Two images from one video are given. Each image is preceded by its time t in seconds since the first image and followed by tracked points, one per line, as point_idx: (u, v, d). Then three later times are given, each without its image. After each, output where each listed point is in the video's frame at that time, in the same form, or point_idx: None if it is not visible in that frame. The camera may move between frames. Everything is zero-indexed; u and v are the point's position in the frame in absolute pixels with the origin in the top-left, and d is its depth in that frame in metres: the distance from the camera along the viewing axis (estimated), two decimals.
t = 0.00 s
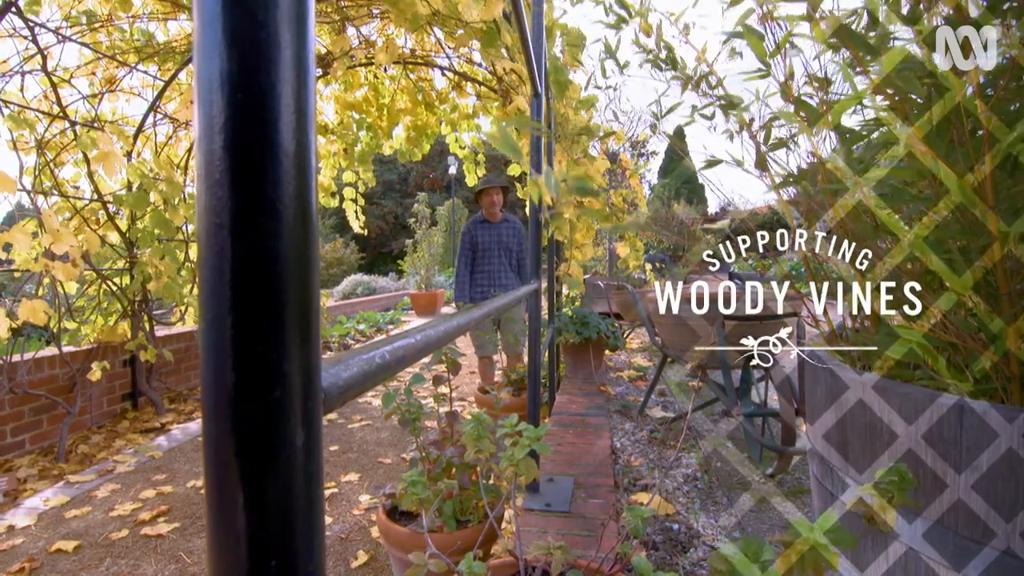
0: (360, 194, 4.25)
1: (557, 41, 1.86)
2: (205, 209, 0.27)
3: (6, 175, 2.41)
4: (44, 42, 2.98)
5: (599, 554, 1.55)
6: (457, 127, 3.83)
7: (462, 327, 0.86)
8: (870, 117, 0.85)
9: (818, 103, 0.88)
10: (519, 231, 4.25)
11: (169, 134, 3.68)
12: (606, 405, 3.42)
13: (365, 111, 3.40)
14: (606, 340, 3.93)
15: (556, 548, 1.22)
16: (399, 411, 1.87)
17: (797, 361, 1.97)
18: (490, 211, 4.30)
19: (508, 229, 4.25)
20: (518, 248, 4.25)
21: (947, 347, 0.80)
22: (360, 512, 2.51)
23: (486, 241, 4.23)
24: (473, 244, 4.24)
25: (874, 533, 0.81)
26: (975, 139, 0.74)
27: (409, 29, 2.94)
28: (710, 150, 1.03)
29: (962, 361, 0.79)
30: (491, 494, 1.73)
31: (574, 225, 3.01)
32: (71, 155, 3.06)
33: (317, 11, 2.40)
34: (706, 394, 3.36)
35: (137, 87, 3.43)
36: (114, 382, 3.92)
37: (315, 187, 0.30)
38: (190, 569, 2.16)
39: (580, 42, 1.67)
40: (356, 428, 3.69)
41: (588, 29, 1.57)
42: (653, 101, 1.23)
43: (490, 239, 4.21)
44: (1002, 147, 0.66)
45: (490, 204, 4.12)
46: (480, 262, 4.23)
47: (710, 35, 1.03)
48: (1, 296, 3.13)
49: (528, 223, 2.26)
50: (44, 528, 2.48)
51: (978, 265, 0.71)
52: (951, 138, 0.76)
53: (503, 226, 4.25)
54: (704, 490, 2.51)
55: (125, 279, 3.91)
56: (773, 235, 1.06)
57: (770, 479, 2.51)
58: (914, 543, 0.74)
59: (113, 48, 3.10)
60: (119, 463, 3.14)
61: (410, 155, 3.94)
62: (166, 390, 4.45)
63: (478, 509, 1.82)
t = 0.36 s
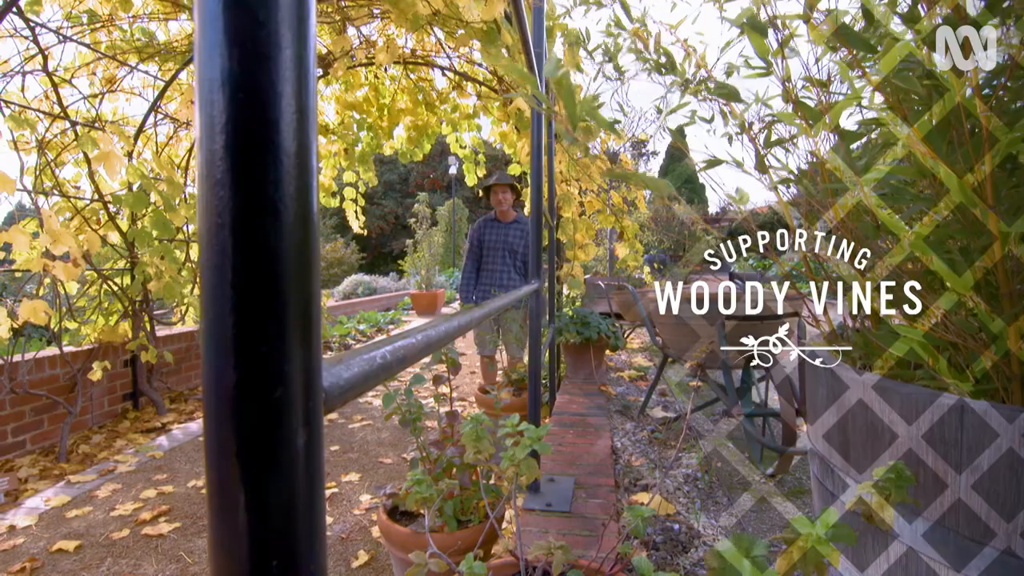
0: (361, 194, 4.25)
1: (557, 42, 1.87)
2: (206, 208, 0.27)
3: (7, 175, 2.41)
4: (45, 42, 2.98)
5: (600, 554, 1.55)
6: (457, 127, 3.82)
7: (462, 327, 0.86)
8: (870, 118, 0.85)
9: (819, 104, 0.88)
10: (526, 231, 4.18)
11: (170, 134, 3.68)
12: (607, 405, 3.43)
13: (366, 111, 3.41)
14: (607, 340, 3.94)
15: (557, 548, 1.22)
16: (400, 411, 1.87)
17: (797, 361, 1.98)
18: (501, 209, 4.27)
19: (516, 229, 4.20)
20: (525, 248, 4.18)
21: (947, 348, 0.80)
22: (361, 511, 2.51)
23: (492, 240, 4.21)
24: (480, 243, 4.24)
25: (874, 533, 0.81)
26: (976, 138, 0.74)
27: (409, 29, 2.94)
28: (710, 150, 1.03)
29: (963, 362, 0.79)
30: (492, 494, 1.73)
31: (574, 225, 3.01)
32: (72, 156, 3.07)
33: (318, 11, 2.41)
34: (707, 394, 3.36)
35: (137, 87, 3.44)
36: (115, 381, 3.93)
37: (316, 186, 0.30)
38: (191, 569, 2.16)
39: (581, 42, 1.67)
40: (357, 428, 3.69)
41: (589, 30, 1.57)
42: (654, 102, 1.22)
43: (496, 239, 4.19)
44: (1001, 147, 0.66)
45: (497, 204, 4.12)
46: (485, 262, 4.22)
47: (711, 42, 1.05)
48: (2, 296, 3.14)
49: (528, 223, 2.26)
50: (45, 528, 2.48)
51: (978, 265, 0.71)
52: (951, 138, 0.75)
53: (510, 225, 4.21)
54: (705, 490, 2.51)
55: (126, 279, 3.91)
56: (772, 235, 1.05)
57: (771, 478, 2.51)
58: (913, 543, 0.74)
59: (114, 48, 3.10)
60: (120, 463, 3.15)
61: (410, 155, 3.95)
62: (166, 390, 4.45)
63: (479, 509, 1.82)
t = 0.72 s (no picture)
0: (362, 194, 4.26)
1: (558, 41, 1.87)
2: (209, 208, 0.27)
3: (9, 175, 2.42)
4: (47, 42, 2.99)
5: (602, 554, 1.55)
6: (458, 127, 3.82)
7: (464, 326, 0.85)
8: (872, 117, 0.85)
9: (820, 101, 0.88)
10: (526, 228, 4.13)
11: (172, 134, 3.69)
12: (608, 405, 3.43)
13: (368, 111, 3.42)
14: (608, 340, 3.94)
15: (558, 548, 1.22)
16: (401, 411, 1.87)
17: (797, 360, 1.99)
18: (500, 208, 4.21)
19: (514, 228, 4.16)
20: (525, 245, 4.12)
21: (950, 348, 0.79)
22: (362, 511, 2.51)
23: (491, 240, 4.17)
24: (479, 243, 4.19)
25: (876, 533, 0.81)
26: (978, 137, 0.73)
27: (410, 29, 2.94)
28: (710, 147, 1.02)
29: (965, 361, 0.79)
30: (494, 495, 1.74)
31: (574, 224, 3.00)
32: (74, 156, 3.07)
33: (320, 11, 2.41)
34: (708, 394, 3.36)
35: (139, 87, 3.44)
36: (117, 381, 3.94)
37: (318, 186, 0.30)
38: (193, 569, 2.16)
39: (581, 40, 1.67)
40: (358, 428, 3.69)
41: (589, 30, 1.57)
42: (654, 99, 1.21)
43: (496, 238, 4.14)
44: (1002, 148, 0.66)
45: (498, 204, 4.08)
46: (484, 261, 4.17)
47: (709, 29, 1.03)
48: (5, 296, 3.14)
49: (529, 223, 2.26)
50: (47, 528, 2.49)
51: (981, 265, 0.71)
52: (954, 137, 0.75)
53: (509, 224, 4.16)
54: (706, 490, 2.51)
55: (128, 279, 3.92)
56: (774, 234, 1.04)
57: (772, 479, 2.51)
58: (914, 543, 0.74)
59: (115, 47, 3.11)
60: (122, 462, 3.15)
61: (411, 155, 3.95)
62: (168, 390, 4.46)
63: (480, 509, 1.83)
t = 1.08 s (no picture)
0: (367, 194, 4.27)
1: (562, 40, 1.87)
2: (218, 208, 0.27)
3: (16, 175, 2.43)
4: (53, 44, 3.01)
5: (607, 554, 1.55)
6: (462, 127, 3.83)
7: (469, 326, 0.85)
8: (879, 115, 0.85)
9: (827, 98, 0.87)
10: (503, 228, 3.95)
11: (177, 135, 3.70)
12: (612, 405, 3.42)
13: (372, 111, 3.42)
14: (612, 340, 3.94)
15: (563, 548, 1.22)
16: (406, 411, 1.88)
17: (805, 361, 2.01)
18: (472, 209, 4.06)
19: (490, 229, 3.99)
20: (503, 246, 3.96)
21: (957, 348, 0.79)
22: (366, 511, 2.52)
23: (466, 242, 3.99)
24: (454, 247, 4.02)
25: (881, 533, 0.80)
26: (987, 136, 0.73)
27: (414, 30, 2.95)
28: (716, 141, 1.02)
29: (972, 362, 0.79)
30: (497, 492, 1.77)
31: (578, 224, 3.00)
32: (80, 156, 3.09)
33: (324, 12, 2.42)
34: (713, 394, 3.36)
35: (144, 88, 3.46)
36: (123, 381, 3.95)
37: (325, 186, 0.30)
38: (198, 569, 2.17)
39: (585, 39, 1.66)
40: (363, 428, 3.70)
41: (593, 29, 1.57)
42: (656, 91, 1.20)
43: (471, 240, 3.96)
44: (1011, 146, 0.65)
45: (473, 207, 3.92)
46: (460, 266, 4.00)
47: (714, 15, 1.01)
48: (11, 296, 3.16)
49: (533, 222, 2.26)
50: (53, 526, 2.50)
51: (989, 265, 0.71)
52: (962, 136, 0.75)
53: (485, 225, 3.98)
54: (711, 491, 2.50)
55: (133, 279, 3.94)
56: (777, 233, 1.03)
57: (778, 479, 2.50)
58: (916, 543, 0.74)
59: (120, 48, 3.12)
60: (128, 461, 3.17)
61: (415, 155, 3.96)
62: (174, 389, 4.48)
63: (485, 509, 1.83)
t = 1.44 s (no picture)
0: (382, 195, 4.30)
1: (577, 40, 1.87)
2: (248, 210, 0.27)
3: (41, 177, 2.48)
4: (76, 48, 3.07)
5: (623, 556, 1.55)
6: (476, 128, 3.83)
7: (488, 326, 0.85)
8: (901, 113, 0.83)
9: (853, 95, 0.83)
10: (483, 226, 3.94)
11: (196, 137, 3.76)
12: (627, 406, 3.41)
13: (386, 112, 3.44)
14: (627, 341, 3.92)
15: (580, 549, 1.21)
16: (421, 410, 1.89)
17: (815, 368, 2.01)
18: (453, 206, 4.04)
19: (470, 226, 3.97)
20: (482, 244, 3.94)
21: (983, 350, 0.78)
22: (382, 509, 2.53)
23: (445, 238, 3.98)
24: (432, 243, 4.01)
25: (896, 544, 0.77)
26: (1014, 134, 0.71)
27: (428, 31, 2.95)
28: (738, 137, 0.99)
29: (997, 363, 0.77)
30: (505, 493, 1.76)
31: (592, 224, 2.99)
32: (103, 158, 3.15)
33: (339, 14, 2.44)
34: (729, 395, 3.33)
35: (164, 91, 3.53)
36: (143, 379, 4.01)
37: (353, 186, 0.30)
38: (217, 565, 2.19)
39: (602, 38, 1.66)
40: (378, 427, 3.72)
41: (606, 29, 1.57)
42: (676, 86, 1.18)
43: (449, 237, 3.95)
44: None
45: (451, 204, 3.91)
46: (438, 262, 3.98)
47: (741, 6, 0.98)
48: (36, 295, 3.23)
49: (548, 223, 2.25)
50: (76, 521, 2.54)
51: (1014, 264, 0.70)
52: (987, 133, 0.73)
53: (465, 222, 3.97)
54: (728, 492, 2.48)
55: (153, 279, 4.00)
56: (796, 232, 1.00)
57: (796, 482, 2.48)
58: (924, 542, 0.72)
59: (140, 52, 3.17)
60: (148, 458, 3.22)
61: (429, 155, 3.98)
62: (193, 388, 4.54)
63: (499, 508, 1.83)
